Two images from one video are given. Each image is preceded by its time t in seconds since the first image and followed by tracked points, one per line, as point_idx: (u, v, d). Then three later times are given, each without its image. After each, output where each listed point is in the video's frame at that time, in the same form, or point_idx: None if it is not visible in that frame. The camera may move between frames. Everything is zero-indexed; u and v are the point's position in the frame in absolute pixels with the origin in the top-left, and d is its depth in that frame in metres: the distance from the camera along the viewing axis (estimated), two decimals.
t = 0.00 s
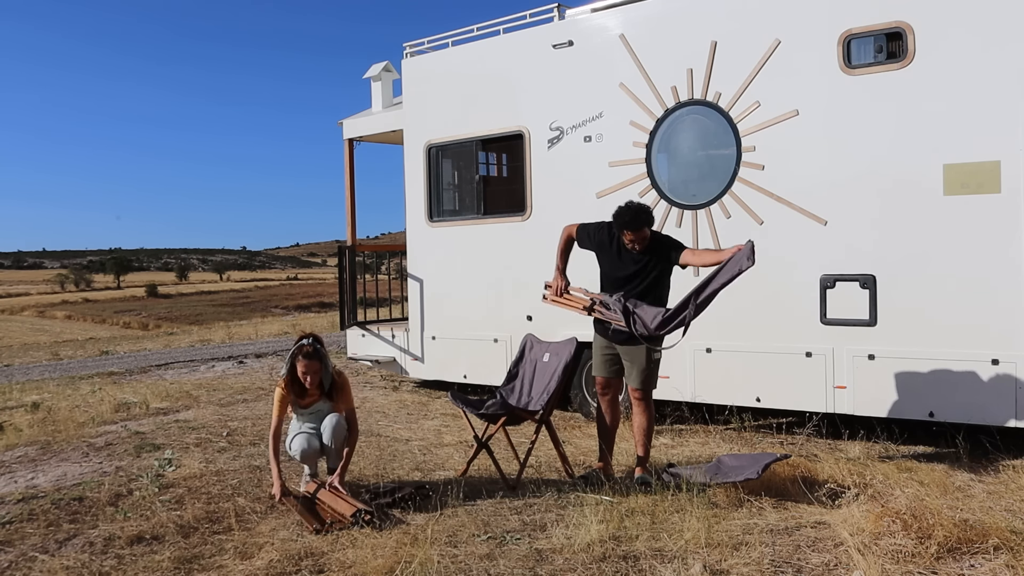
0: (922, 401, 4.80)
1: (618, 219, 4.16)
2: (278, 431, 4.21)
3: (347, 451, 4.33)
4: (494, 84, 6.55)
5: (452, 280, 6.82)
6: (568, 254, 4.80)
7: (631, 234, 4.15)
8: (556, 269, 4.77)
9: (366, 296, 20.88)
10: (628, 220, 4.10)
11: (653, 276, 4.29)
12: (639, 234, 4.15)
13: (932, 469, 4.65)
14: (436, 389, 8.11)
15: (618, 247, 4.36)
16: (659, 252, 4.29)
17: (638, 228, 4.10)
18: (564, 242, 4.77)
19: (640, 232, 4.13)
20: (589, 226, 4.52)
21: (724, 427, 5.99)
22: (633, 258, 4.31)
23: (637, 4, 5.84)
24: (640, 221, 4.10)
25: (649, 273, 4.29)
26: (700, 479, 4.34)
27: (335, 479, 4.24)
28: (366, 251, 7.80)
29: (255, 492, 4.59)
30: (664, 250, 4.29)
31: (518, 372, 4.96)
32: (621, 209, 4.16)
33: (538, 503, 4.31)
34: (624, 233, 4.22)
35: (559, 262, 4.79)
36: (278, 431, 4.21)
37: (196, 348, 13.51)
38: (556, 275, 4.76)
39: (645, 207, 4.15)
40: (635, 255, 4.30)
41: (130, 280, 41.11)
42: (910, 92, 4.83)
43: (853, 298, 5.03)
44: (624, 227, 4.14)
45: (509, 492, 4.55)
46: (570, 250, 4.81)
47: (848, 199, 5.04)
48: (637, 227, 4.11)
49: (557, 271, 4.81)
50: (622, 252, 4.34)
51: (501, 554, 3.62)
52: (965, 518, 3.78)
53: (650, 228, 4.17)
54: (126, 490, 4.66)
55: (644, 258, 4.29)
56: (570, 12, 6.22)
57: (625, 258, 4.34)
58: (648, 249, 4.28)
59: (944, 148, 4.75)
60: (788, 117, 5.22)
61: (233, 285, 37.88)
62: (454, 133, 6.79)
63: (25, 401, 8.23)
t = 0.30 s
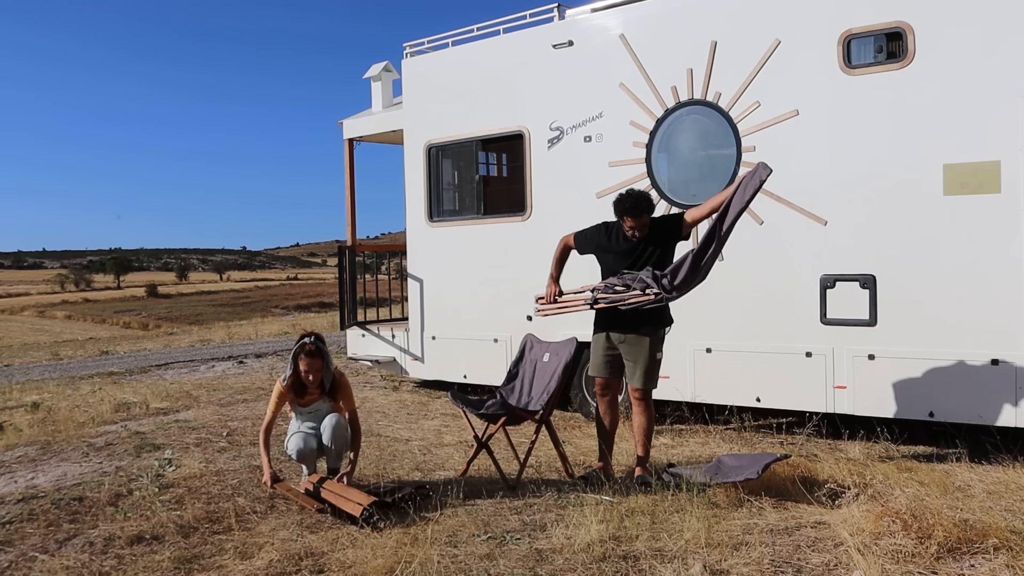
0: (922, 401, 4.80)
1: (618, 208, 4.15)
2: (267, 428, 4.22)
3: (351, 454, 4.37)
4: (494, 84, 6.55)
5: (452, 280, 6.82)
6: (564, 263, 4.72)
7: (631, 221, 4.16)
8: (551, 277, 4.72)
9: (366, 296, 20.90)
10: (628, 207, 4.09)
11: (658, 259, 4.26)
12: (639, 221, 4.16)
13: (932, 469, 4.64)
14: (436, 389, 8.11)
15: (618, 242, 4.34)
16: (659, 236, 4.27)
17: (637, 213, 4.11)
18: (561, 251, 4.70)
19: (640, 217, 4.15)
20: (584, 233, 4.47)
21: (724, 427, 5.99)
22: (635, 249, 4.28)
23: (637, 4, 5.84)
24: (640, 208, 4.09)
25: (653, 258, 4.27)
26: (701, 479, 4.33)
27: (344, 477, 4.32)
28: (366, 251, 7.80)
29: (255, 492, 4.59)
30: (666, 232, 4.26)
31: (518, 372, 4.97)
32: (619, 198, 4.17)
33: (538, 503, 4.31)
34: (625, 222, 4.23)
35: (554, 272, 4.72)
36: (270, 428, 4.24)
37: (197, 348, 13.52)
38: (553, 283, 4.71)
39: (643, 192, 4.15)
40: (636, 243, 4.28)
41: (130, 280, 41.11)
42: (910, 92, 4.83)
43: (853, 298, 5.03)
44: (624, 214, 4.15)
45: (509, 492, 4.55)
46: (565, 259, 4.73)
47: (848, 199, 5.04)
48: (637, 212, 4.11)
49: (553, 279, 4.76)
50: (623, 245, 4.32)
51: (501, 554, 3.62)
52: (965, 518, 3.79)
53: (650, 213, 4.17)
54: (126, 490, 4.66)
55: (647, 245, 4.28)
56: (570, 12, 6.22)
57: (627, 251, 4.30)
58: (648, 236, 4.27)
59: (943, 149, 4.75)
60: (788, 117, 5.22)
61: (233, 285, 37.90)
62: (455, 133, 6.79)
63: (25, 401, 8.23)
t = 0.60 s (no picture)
0: (922, 401, 4.80)
1: (618, 192, 4.18)
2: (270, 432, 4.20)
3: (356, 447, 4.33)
4: (494, 84, 6.55)
5: (452, 280, 6.82)
6: (564, 263, 4.62)
7: (631, 206, 4.16)
8: (559, 279, 4.58)
9: (366, 297, 20.92)
10: (627, 190, 4.12)
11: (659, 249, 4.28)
12: (639, 206, 4.16)
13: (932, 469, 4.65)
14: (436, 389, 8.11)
15: (618, 234, 4.32)
16: (656, 227, 4.28)
17: (637, 197, 4.12)
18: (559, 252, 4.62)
19: (640, 202, 4.14)
20: (581, 231, 4.45)
21: (724, 427, 5.99)
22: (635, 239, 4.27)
23: (637, 4, 5.84)
24: (640, 191, 4.11)
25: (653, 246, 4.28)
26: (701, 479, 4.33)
27: (342, 485, 4.34)
28: (366, 250, 7.80)
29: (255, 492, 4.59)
30: (662, 221, 4.30)
31: (518, 372, 4.97)
32: (617, 184, 4.20)
33: (538, 503, 4.31)
34: (624, 209, 4.23)
35: (558, 275, 4.62)
36: (273, 430, 4.22)
37: (196, 348, 13.52)
38: (561, 284, 4.56)
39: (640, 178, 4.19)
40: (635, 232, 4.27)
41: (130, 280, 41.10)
42: (910, 92, 4.83)
43: (853, 298, 5.03)
44: (623, 199, 4.16)
45: (509, 492, 4.55)
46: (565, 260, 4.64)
47: (848, 199, 5.04)
48: (637, 197, 4.12)
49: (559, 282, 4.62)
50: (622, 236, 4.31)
51: (501, 554, 3.62)
52: (965, 518, 3.79)
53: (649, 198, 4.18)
54: (126, 490, 4.66)
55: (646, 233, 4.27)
56: (570, 12, 6.22)
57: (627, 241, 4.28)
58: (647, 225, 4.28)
59: (943, 149, 4.75)
60: (788, 117, 5.22)
61: (233, 285, 37.91)
62: (454, 133, 6.79)
63: (25, 401, 8.23)
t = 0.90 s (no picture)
0: (922, 401, 4.80)
1: (618, 195, 4.14)
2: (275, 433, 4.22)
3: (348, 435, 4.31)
4: (494, 84, 6.55)
5: (452, 280, 6.82)
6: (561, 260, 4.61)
7: (631, 209, 4.15)
8: (556, 276, 4.57)
9: (366, 296, 20.93)
10: (629, 193, 4.08)
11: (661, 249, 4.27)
12: (639, 209, 4.15)
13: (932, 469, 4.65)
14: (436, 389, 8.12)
15: (619, 236, 4.33)
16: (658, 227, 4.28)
17: (639, 200, 4.10)
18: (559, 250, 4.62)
19: (640, 207, 4.14)
20: (580, 229, 4.46)
21: (724, 427, 6.00)
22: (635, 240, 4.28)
23: (637, 4, 5.84)
24: (642, 195, 4.09)
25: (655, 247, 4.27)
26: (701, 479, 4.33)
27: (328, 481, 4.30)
28: (366, 251, 7.81)
29: (255, 492, 4.59)
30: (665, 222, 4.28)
31: (518, 372, 4.97)
32: (618, 186, 4.17)
33: (538, 503, 4.31)
34: (624, 212, 4.21)
35: (557, 272, 4.60)
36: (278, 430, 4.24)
37: (196, 348, 13.52)
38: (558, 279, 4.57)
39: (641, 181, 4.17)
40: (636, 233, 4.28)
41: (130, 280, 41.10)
42: (910, 92, 4.83)
43: (853, 298, 5.03)
44: (624, 202, 4.14)
45: (509, 492, 4.55)
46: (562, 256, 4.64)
47: (848, 199, 5.04)
48: (639, 200, 4.10)
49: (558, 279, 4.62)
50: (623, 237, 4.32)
51: (501, 554, 3.62)
52: (965, 518, 3.79)
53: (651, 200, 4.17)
54: (126, 490, 4.66)
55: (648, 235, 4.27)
56: (570, 12, 6.22)
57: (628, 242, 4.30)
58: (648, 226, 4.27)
59: (943, 149, 4.75)
60: (789, 117, 5.22)
61: (233, 286, 37.91)
62: (455, 133, 6.79)
63: (25, 401, 8.23)
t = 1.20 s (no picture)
0: (922, 401, 4.80)
1: (630, 205, 4.13)
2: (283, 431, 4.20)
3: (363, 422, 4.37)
4: (494, 84, 6.55)
5: (452, 280, 6.82)
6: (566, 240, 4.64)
7: (642, 220, 4.13)
8: (557, 255, 4.58)
9: (366, 296, 20.95)
10: (643, 205, 4.07)
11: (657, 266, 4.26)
12: (650, 221, 4.13)
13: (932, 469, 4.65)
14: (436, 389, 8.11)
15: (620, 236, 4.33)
16: (659, 241, 4.27)
17: (651, 213, 4.09)
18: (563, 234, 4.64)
19: (651, 219, 4.12)
20: (588, 217, 4.49)
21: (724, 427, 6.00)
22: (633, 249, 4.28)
23: (637, 4, 5.84)
24: (654, 208, 4.09)
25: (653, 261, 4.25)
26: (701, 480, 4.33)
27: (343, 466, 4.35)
28: (366, 250, 7.80)
29: (255, 492, 4.59)
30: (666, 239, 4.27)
31: (518, 372, 4.97)
32: (631, 195, 4.16)
33: (538, 503, 4.31)
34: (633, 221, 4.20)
35: (558, 250, 4.62)
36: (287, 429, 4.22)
37: (196, 348, 13.52)
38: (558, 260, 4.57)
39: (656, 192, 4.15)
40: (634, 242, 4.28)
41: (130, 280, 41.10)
42: (910, 92, 4.83)
43: (853, 298, 5.02)
44: (635, 212, 4.12)
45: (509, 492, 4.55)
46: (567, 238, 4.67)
47: (847, 199, 5.04)
48: (652, 214, 4.09)
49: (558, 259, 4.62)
50: (621, 244, 4.32)
51: (501, 554, 3.62)
52: (965, 518, 3.78)
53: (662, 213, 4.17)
54: (126, 490, 4.66)
55: (646, 252, 4.25)
56: (570, 12, 6.22)
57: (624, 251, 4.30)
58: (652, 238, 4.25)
59: (943, 149, 4.75)
60: (788, 117, 5.22)
61: (232, 286, 37.92)
62: (455, 133, 6.79)
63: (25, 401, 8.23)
